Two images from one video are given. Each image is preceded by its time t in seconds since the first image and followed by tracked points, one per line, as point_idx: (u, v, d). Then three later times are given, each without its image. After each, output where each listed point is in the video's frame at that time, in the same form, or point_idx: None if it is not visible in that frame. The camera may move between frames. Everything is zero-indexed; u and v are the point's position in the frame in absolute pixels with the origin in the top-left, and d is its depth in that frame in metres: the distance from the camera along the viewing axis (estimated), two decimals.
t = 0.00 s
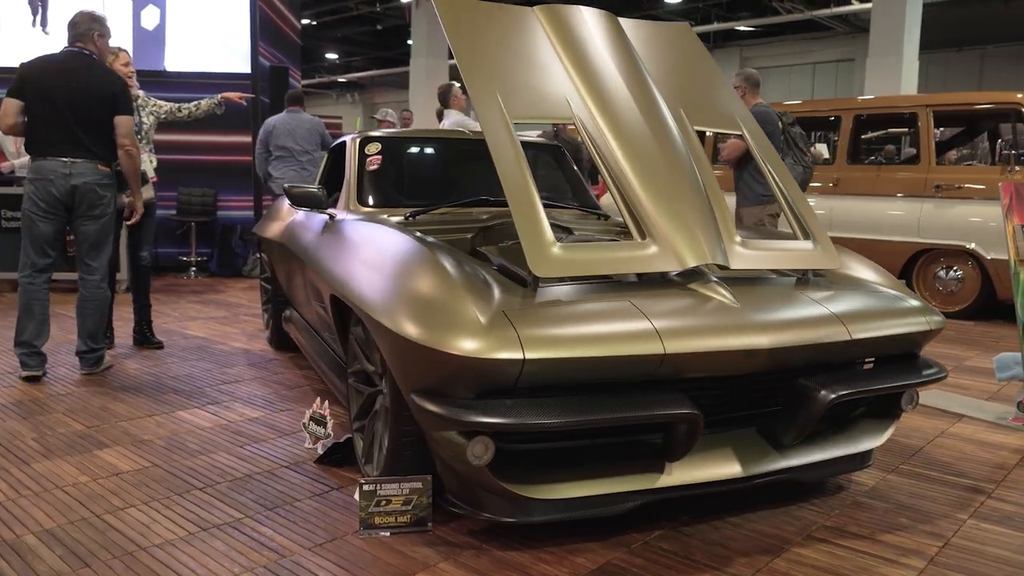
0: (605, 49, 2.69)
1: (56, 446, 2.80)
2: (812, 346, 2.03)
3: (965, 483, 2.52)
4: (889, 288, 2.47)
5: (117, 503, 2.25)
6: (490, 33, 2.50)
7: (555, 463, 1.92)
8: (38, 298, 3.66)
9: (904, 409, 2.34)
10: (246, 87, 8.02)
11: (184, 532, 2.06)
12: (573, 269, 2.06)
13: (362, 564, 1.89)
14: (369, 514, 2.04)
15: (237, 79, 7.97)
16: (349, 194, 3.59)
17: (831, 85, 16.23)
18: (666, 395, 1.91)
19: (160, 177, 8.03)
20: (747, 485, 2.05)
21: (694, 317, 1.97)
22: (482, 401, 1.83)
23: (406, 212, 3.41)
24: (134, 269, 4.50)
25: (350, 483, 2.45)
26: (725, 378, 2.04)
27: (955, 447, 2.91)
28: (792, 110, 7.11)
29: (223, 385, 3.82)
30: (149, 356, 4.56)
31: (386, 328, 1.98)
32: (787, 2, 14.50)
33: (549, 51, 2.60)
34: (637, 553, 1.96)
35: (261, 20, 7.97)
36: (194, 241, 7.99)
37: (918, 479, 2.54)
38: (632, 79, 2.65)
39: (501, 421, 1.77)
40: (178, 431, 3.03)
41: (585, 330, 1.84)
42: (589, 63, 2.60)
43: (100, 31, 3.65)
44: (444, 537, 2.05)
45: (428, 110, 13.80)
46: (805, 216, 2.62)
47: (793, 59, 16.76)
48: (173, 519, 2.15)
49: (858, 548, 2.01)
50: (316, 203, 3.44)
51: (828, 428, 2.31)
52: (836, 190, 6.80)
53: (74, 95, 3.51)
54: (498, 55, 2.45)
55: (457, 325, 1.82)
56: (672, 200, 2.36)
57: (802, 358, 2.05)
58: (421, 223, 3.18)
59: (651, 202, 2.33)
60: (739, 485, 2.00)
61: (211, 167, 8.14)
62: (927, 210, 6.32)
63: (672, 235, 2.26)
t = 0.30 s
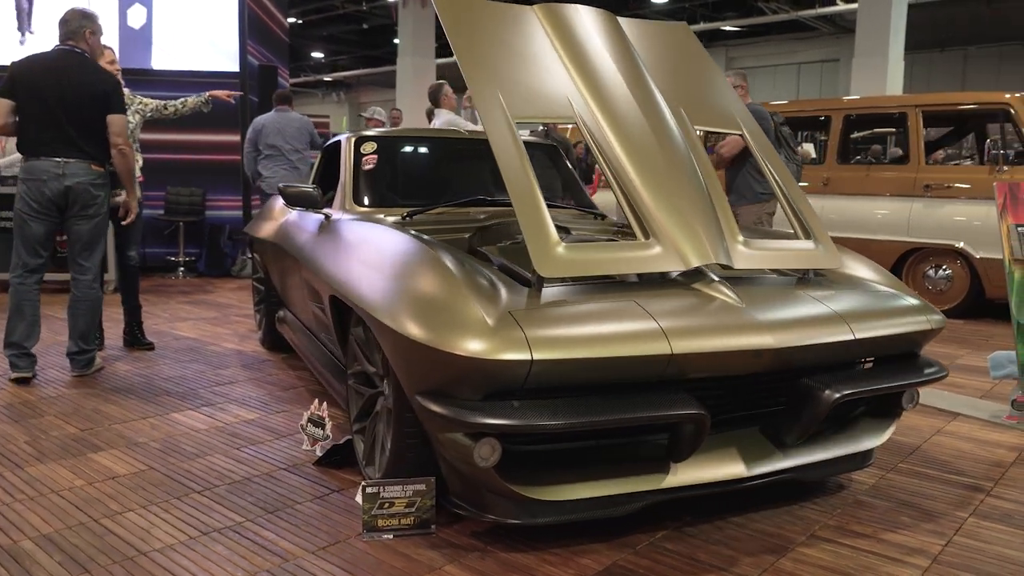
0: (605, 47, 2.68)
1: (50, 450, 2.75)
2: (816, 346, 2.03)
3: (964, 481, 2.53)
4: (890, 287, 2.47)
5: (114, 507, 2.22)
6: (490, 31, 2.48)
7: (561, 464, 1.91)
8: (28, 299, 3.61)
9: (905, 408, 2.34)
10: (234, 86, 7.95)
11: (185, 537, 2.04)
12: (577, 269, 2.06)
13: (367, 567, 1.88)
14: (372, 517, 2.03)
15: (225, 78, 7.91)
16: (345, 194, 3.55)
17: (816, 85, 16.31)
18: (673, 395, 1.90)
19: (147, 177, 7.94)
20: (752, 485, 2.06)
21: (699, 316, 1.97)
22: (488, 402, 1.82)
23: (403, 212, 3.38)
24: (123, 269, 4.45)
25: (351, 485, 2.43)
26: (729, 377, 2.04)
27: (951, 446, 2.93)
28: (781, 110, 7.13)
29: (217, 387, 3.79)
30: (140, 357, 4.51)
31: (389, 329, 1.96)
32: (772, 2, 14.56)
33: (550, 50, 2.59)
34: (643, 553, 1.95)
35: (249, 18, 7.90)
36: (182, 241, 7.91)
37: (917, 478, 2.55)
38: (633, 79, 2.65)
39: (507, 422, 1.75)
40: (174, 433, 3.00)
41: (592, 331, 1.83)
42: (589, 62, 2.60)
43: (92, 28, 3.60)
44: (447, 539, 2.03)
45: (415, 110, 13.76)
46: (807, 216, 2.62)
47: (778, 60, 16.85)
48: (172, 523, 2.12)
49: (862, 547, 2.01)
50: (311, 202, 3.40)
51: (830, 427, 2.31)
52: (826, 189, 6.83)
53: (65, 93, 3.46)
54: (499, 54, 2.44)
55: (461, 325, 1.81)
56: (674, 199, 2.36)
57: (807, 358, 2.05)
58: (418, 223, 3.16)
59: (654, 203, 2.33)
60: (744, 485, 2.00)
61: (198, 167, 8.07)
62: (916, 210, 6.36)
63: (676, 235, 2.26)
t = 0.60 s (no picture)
0: (604, 46, 2.67)
1: (41, 453, 2.71)
2: (819, 345, 2.04)
3: (960, 479, 2.55)
4: (888, 285, 2.49)
5: (110, 511, 2.19)
6: (489, 29, 2.46)
7: (565, 464, 1.91)
8: (17, 299, 3.55)
9: (904, 405, 2.36)
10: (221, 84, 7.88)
11: (184, 541, 2.01)
12: (580, 269, 2.05)
13: (369, 570, 1.86)
14: (374, 518, 2.01)
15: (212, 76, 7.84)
16: (338, 194, 3.52)
17: (801, 86, 16.40)
18: (678, 395, 1.90)
19: (133, 176, 7.85)
20: (754, 484, 2.06)
21: (702, 316, 1.97)
22: (493, 403, 1.81)
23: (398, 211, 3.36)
24: (111, 269, 4.39)
25: (349, 486, 2.41)
26: (732, 377, 2.04)
27: (945, 443, 2.95)
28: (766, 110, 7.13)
29: (209, 388, 3.75)
30: (129, 359, 4.46)
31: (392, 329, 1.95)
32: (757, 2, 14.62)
33: (549, 49, 2.58)
34: (646, 553, 1.95)
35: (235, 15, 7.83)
36: (168, 241, 7.83)
37: (914, 475, 2.57)
38: (632, 78, 2.64)
39: (513, 423, 1.74)
40: (167, 435, 2.96)
41: (598, 331, 1.82)
42: (588, 61, 2.59)
43: (81, 25, 3.55)
44: (450, 540, 2.02)
45: (401, 110, 13.70)
46: (805, 214, 2.63)
47: (762, 60, 16.94)
48: (170, 527, 2.09)
49: (863, 545, 2.02)
50: (305, 201, 3.37)
51: (831, 426, 2.32)
52: (815, 188, 6.87)
53: (54, 90, 3.42)
54: (499, 53, 2.42)
55: (466, 325, 1.80)
56: (674, 198, 2.35)
57: (809, 357, 2.06)
58: (415, 223, 3.13)
59: (656, 202, 2.32)
60: (747, 483, 2.01)
61: (185, 166, 7.99)
62: (904, 209, 6.41)
63: (678, 234, 2.26)
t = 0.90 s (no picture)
0: (601, 44, 2.66)
1: (31, 457, 2.67)
2: (819, 344, 2.04)
3: (956, 475, 2.57)
4: (886, 283, 2.50)
5: (105, 514, 2.15)
6: (487, 27, 2.44)
7: (568, 463, 1.90)
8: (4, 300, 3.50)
9: (902, 403, 2.37)
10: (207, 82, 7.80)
11: (181, 544, 1.98)
12: (582, 268, 2.04)
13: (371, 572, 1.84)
14: (374, 520, 1.99)
15: (198, 74, 7.75)
16: (331, 193, 3.49)
17: (784, 85, 16.49)
18: (681, 394, 1.90)
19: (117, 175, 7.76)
20: (755, 482, 2.06)
21: (705, 314, 1.96)
22: (497, 403, 1.79)
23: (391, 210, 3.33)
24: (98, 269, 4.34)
25: (347, 488, 2.39)
26: (734, 375, 2.04)
27: (939, 440, 2.97)
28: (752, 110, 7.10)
29: (200, 389, 3.71)
30: (118, 360, 4.40)
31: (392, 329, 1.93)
32: (742, 2, 14.68)
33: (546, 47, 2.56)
34: (649, 553, 1.95)
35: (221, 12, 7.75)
36: (154, 241, 7.74)
37: (910, 472, 2.58)
38: (629, 76, 2.63)
39: (517, 423, 1.73)
40: (160, 437, 2.93)
41: (601, 330, 1.81)
42: (586, 59, 2.58)
43: (70, 22, 3.51)
44: (451, 541, 2.01)
45: (385, 108, 13.64)
46: (802, 213, 2.64)
47: (745, 59, 17.02)
48: (167, 530, 2.06)
49: (863, 542, 2.03)
50: (298, 200, 3.33)
51: (829, 423, 2.33)
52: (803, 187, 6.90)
53: (43, 87, 3.37)
54: (498, 51, 2.41)
55: (469, 324, 1.78)
56: (673, 196, 2.35)
57: (810, 355, 2.06)
58: (411, 221, 3.11)
59: (657, 201, 2.32)
60: (748, 481, 2.01)
61: (170, 165, 7.91)
62: (892, 207, 6.45)
63: (678, 233, 2.26)
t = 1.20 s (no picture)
0: (600, 42, 2.65)
1: (25, 458, 2.63)
2: (821, 342, 2.05)
3: (953, 472, 2.58)
4: (885, 281, 2.51)
5: (103, 516, 2.13)
6: (488, 24, 2.43)
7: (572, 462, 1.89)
8: None
9: (901, 401, 2.38)
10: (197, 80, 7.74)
11: (180, 546, 1.96)
12: (584, 267, 2.04)
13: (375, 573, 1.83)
14: (376, 520, 1.98)
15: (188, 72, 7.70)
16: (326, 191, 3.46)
17: (772, 85, 16.56)
18: (686, 393, 1.90)
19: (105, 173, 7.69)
20: (757, 480, 2.06)
21: (709, 313, 1.96)
22: (501, 402, 1.78)
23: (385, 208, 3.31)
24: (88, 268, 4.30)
25: (347, 488, 2.37)
26: (737, 374, 2.05)
27: (935, 437, 2.99)
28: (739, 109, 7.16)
29: (194, 389, 3.67)
30: (109, 359, 4.36)
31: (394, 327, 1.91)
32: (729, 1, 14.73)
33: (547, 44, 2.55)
34: (652, 552, 1.95)
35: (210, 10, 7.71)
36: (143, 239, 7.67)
37: (908, 470, 2.59)
38: (629, 74, 2.63)
39: (523, 422, 1.72)
40: (155, 438, 2.90)
41: (605, 329, 1.81)
42: (586, 57, 2.57)
43: (61, 19, 3.47)
44: (454, 542, 2.00)
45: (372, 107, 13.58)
46: (801, 211, 2.65)
47: (732, 58, 17.07)
48: (166, 532, 2.04)
49: (865, 540, 2.04)
50: (293, 198, 3.30)
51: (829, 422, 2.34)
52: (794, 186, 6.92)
53: (34, 83, 3.33)
54: (498, 48, 2.40)
55: (474, 323, 1.77)
56: (673, 194, 2.36)
57: (813, 354, 2.07)
58: (407, 220, 3.09)
59: (658, 198, 2.32)
60: (750, 479, 2.01)
61: (159, 164, 7.84)
62: (882, 206, 6.48)
63: (679, 231, 2.26)
